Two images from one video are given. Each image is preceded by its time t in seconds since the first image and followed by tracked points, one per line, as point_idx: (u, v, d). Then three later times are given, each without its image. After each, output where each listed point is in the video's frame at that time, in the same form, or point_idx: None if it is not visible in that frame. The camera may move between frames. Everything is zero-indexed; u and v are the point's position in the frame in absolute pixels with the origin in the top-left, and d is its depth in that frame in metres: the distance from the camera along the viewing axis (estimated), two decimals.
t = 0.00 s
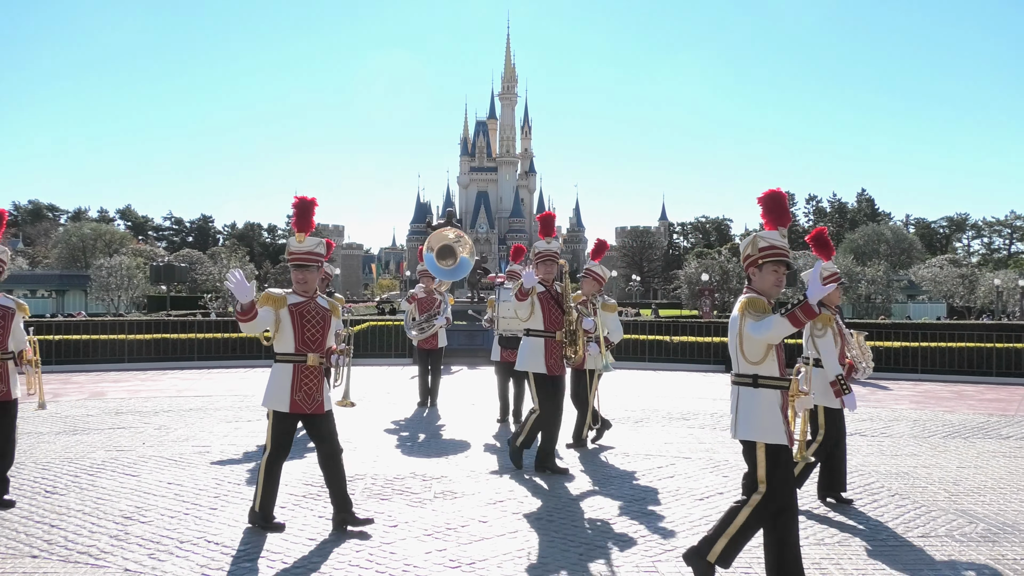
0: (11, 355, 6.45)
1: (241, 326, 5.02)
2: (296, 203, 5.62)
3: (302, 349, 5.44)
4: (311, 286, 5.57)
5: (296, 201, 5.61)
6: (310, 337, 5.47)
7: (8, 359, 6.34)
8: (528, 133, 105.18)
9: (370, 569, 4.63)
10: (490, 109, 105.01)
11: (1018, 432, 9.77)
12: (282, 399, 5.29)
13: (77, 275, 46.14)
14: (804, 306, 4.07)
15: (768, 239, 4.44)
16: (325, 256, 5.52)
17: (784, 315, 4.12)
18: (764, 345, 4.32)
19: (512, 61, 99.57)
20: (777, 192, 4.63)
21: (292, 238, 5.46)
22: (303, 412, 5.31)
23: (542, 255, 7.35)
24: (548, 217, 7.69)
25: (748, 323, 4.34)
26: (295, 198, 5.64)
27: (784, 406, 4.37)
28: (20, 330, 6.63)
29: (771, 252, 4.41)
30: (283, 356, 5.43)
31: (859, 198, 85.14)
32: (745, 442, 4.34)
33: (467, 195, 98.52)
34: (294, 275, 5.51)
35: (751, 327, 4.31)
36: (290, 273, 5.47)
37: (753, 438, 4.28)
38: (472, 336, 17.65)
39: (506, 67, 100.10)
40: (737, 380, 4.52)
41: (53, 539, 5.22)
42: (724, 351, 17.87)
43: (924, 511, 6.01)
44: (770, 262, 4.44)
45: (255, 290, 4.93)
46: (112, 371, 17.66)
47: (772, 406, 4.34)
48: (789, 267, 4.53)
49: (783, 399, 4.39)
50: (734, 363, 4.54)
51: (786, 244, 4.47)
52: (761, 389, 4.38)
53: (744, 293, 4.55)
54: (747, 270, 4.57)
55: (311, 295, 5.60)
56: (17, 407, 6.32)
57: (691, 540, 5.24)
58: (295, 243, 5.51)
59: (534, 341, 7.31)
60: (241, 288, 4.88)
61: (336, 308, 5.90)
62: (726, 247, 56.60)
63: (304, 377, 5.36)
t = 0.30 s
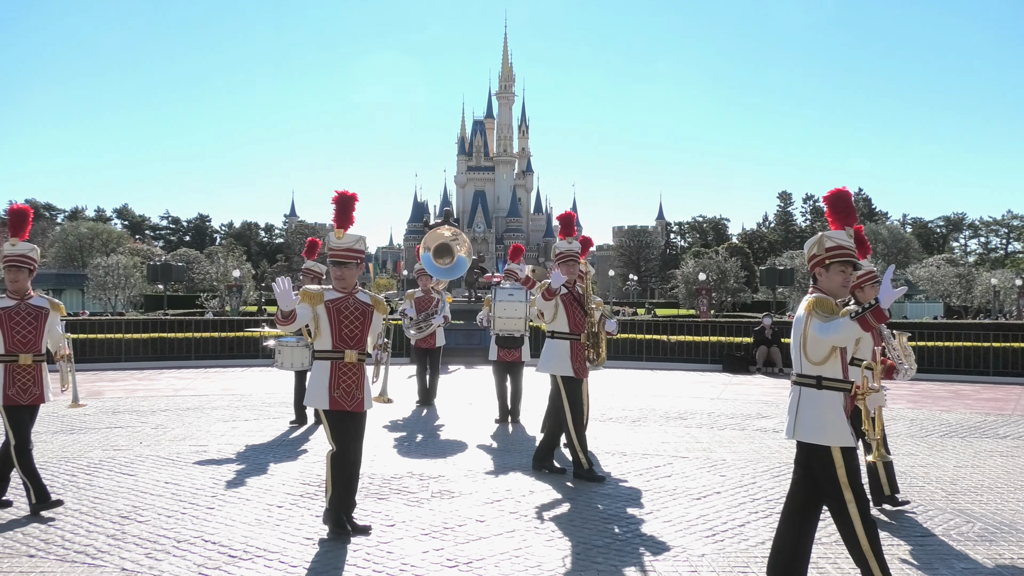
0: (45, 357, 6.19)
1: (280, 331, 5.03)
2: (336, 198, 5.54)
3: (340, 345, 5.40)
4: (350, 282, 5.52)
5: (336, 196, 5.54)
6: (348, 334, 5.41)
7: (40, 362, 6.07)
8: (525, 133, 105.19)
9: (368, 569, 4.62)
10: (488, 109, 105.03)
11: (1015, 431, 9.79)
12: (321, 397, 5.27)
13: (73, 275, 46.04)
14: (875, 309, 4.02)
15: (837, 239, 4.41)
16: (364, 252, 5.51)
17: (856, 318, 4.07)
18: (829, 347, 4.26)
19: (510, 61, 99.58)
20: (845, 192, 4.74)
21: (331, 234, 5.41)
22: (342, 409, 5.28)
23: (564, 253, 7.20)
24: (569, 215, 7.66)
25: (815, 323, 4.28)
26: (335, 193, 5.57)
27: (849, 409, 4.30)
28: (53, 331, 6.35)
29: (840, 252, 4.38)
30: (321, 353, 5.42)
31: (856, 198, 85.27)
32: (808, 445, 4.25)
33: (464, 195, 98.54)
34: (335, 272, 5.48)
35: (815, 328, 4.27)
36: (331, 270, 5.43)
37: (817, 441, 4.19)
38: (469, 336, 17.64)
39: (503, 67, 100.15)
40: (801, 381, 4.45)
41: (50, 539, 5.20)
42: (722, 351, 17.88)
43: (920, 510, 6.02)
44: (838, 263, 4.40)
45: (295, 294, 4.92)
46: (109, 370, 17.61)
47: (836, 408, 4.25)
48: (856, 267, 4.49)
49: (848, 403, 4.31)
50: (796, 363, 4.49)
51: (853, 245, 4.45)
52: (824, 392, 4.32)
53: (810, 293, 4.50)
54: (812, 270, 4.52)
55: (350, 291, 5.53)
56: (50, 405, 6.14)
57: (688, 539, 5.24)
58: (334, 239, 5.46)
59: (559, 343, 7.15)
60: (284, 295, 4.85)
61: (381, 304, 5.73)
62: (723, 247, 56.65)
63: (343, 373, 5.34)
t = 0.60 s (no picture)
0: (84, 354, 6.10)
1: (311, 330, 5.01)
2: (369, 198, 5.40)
3: (378, 349, 5.24)
4: (385, 284, 5.38)
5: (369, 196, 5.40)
6: (384, 337, 5.26)
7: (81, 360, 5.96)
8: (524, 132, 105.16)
9: (365, 568, 4.62)
10: (486, 108, 105.00)
11: (1012, 430, 9.81)
12: (359, 403, 5.11)
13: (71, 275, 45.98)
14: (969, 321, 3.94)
15: (910, 240, 4.40)
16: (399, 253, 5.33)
17: (947, 328, 3.97)
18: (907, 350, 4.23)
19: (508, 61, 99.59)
20: (920, 189, 4.64)
21: (364, 235, 5.28)
22: (380, 414, 5.12)
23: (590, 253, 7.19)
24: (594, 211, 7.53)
25: (894, 328, 4.23)
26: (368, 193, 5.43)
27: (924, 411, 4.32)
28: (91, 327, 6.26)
29: (913, 252, 4.39)
30: (357, 357, 5.26)
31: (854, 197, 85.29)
32: (883, 446, 4.28)
33: (462, 195, 98.55)
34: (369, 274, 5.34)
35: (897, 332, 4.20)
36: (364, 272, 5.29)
37: (894, 443, 4.22)
38: (467, 335, 17.63)
39: (501, 67, 100.16)
40: (874, 383, 4.43)
41: (47, 539, 5.19)
42: (719, 350, 17.88)
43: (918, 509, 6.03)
44: (910, 263, 4.40)
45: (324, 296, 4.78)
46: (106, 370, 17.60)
47: (912, 410, 4.27)
48: (925, 268, 4.49)
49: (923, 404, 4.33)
50: (869, 365, 4.44)
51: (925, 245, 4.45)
52: (901, 394, 4.30)
53: (880, 292, 4.49)
54: (882, 267, 4.51)
55: (387, 293, 5.38)
56: (93, 405, 5.98)
57: (686, 539, 5.24)
58: (367, 241, 5.31)
59: (586, 344, 7.03)
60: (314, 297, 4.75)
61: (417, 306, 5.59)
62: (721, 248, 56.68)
63: (379, 379, 5.18)
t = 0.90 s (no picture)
0: (129, 362, 5.95)
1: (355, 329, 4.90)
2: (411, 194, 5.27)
3: (417, 350, 5.18)
4: (425, 283, 5.33)
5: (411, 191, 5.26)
6: (425, 337, 5.20)
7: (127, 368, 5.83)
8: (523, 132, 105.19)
9: (364, 568, 4.62)
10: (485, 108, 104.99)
11: (1010, 430, 9.84)
12: (397, 404, 5.05)
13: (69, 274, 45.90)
14: None
15: (983, 245, 4.37)
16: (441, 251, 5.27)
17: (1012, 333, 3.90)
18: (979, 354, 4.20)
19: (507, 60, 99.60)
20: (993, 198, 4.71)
21: (405, 232, 5.21)
22: (418, 416, 5.06)
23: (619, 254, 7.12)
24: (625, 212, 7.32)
25: (965, 333, 4.16)
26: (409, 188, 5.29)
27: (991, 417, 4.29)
28: (134, 335, 6.11)
29: (985, 259, 4.35)
30: (396, 358, 5.20)
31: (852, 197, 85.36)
32: (949, 452, 4.24)
33: (461, 194, 98.56)
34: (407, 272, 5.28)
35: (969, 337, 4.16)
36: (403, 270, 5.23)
37: (961, 448, 4.18)
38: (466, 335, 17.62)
39: (501, 66, 100.18)
40: (943, 389, 4.38)
41: (45, 539, 5.18)
42: (718, 350, 17.88)
43: (915, 509, 6.05)
44: (982, 270, 4.39)
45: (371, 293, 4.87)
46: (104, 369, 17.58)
47: (980, 416, 4.25)
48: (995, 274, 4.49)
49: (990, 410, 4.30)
50: (937, 370, 4.40)
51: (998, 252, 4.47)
52: (970, 400, 4.28)
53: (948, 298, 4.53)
54: (951, 272, 4.53)
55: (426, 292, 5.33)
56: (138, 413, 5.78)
57: (685, 538, 5.25)
58: (408, 238, 5.22)
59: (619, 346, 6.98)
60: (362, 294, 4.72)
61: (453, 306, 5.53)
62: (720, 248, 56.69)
63: (420, 380, 5.12)
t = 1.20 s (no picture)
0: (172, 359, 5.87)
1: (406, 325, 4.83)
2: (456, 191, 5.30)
3: (467, 352, 5.11)
4: (473, 283, 5.26)
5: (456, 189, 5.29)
6: (473, 339, 5.11)
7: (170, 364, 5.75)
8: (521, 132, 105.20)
9: (362, 568, 4.62)
10: (483, 108, 105.03)
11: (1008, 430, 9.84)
12: (449, 407, 4.96)
13: (66, 274, 45.85)
14: None
15: None
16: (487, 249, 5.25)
17: None
18: None
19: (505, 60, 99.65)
20: None
21: (455, 230, 5.21)
22: (471, 419, 4.98)
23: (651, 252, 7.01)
24: (655, 212, 7.41)
25: None
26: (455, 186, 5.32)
27: None
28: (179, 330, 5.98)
29: None
30: (446, 361, 5.13)
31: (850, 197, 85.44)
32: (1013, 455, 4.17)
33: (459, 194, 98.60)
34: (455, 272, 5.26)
35: None
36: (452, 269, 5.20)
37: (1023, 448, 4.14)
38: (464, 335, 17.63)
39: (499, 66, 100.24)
40: (1005, 386, 4.31)
41: (43, 538, 5.18)
42: (716, 350, 17.89)
43: (913, 508, 6.07)
44: None
45: (429, 286, 4.78)
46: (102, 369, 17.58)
47: None
48: None
49: None
50: (998, 367, 4.35)
51: None
52: None
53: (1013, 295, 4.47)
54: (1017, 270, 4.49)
55: (473, 293, 5.27)
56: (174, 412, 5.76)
57: (683, 538, 5.26)
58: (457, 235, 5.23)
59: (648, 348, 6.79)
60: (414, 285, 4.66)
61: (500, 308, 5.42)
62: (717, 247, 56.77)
63: (469, 382, 5.05)
